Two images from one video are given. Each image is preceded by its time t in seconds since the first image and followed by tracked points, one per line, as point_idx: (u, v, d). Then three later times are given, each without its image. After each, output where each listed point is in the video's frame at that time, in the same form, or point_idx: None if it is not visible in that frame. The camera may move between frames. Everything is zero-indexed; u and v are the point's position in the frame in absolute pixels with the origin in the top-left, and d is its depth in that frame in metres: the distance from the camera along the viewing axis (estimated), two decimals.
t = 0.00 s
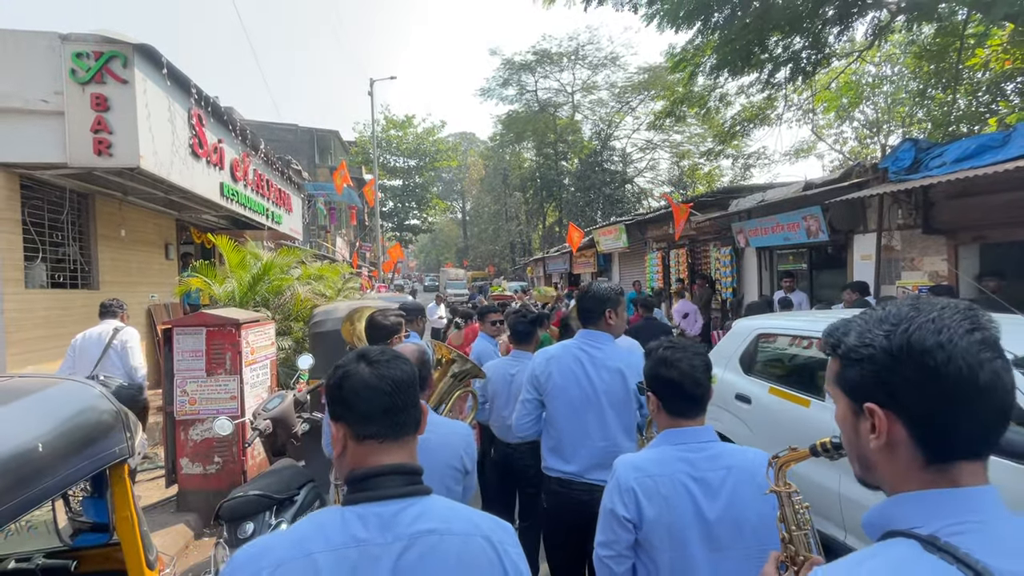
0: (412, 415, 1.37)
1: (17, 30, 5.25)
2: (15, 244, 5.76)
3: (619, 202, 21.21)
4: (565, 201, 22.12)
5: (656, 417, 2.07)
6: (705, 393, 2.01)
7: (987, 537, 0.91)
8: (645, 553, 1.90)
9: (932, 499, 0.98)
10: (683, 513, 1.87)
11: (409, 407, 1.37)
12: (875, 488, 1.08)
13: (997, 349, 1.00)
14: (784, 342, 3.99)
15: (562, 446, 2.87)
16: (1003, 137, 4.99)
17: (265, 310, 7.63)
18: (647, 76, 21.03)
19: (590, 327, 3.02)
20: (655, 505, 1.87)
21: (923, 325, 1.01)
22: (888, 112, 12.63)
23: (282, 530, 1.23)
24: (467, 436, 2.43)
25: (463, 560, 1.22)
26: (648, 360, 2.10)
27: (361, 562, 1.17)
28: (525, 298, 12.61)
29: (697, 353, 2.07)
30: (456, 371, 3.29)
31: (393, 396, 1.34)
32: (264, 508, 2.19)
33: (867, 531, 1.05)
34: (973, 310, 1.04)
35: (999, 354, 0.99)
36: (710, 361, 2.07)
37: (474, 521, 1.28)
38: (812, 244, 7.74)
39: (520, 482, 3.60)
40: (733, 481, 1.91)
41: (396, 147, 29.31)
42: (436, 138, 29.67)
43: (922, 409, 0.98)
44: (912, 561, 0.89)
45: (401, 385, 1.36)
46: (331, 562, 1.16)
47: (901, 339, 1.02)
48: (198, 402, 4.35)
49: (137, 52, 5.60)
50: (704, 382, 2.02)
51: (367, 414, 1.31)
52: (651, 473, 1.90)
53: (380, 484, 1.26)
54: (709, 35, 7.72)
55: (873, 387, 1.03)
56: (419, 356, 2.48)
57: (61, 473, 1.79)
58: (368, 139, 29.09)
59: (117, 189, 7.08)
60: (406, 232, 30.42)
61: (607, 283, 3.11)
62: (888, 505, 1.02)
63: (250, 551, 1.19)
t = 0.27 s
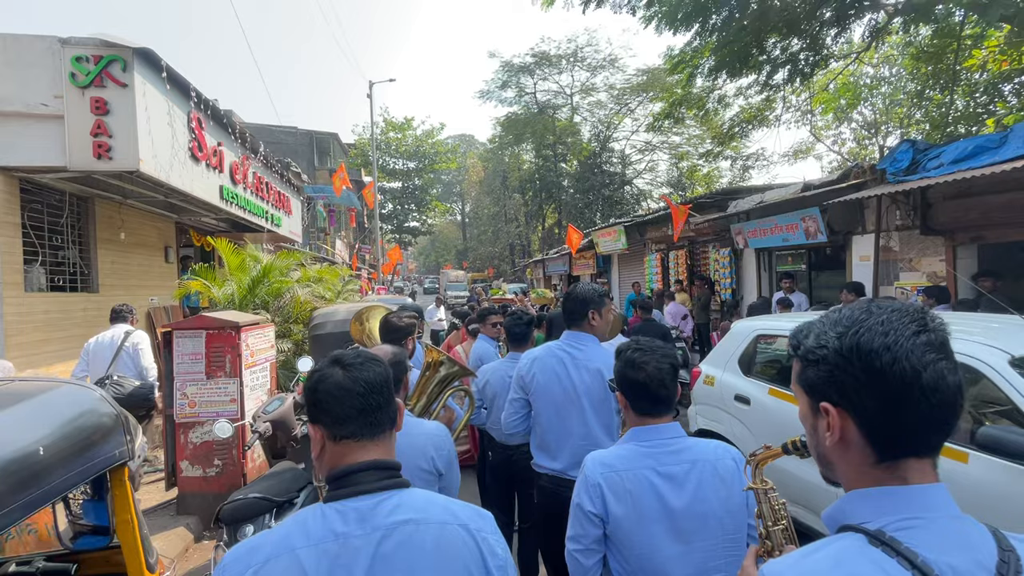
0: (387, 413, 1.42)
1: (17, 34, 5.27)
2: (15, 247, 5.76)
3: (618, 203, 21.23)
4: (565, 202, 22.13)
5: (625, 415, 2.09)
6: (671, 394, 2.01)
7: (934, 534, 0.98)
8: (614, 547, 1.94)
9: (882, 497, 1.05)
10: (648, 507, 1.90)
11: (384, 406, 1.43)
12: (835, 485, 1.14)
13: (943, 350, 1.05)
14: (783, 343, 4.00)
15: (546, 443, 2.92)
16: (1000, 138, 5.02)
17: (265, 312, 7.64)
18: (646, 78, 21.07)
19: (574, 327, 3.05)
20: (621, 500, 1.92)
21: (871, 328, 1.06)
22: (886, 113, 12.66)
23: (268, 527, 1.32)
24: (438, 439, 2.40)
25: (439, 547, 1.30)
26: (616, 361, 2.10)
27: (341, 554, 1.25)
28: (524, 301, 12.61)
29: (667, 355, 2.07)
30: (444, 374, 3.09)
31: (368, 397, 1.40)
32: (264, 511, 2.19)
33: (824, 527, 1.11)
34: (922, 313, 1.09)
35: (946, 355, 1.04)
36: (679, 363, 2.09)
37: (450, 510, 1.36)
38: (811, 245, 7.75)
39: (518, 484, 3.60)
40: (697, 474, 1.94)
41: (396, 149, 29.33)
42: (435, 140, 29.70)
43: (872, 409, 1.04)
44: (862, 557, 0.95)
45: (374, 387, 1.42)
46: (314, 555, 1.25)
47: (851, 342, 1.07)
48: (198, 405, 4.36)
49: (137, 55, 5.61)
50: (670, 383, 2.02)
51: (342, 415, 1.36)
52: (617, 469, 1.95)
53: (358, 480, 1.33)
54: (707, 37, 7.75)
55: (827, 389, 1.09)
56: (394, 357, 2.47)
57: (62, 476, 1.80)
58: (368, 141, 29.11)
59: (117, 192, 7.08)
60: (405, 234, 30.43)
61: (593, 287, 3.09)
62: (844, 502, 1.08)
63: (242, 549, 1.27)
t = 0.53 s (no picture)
0: (352, 412, 1.46)
1: (15, 36, 5.27)
2: (14, 250, 5.76)
3: (616, 205, 21.26)
4: (564, 204, 22.17)
5: (612, 415, 2.11)
6: (656, 392, 2.06)
7: (884, 529, 1.01)
8: (608, 543, 1.94)
9: (838, 495, 1.08)
10: (639, 501, 1.91)
11: (350, 405, 1.46)
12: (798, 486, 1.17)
13: (891, 354, 1.09)
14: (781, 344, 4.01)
15: (530, 443, 2.96)
16: (996, 139, 5.03)
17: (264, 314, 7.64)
18: (644, 80, 21.13)
19: (559, 329, 3.09)
20: (612, 496, 1.93)
21: (821, 334, 1.11)
22: (884, 115, 12.70)
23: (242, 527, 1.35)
24: (412, 441, 2.28)
25: (405, 535, 1.33)
26: (603, 362, 2.15)
27: (310, 547, 1.28)
28: (523, 302, 12.62)
29: (652, 355, 2.13)
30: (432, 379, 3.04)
31: (331, 398, 1.43)
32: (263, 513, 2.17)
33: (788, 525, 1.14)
34: (871, 320, 1.13)
35: (893, 358, 1.08)
36: (664, 364, 2.14)
37: (416, 500, 1.39)
38: (809, 247, 7.76)
39: (516, 486, 3.59)
40: (685, 467, 1.96)
41: (394, 151, 29.36)
42: (434, 142, 29.74)
43: (822, 411, 1.08)
44: (815, 556, 0.99)
45: (337, 387, 1.46)
46: (284, 550, 1.28)
47: (802, 347, 1.12)
48: (197, 407, 4.36)
49: (135, 58, 5.62)
50: (655, 383, 2.07)
51: (308, 416, 1.40)
52: (607, 466, 1.97)
53: (326, 477, 1.35)
54: (705, 40, 7.78)
55: (782, 393, 1.13)
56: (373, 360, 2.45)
57: (63, 478, 1.80)
58: (366, 143, 29.14)
59: (116, 194, 7.08)
60: (404, 236, 30.45)
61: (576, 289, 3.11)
62: (805, 500, 1.11)
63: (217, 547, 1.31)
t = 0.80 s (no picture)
0: (314, 403, 1.58)
1: (12, 37, 5.26)
2: (10, 251, 5.75)
3: (614, 207, 21.29)
4: (561, 206, 22.19)
5: (615, 410, 2.12)
6: (657, 387, 2.07)
7: (853, 519, 1.07)
8: (612, 536, 1.98)
9: (808, 485, 1.14)
10: (643, 495, 1.94)
11: (311, 396, 1.58)
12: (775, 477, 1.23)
13: (860, 352, 1.14)
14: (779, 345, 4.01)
15: (519, 441, 3.00)
16: (991, 141, 5.04)
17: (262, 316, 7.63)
18: (642, 82, 21.17)
19: (551, 330, 3.12)
20: (618, 489, 1.95)
21: (793, 333, 1.15)
22: (880, 117, 12.74)
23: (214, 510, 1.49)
24: (402, 441, 2.33)
25: (361, 515, 1.45)
26: (605, 359, 2.16)
27: (271, 525, 1.42)
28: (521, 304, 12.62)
29: (652, 352, 2.16)
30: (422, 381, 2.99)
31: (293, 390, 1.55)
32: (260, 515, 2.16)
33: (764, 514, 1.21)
34: (842, 319, 1.18)
35: (861, 356, 1.13)
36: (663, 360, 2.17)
37: (373, 483, 1.51)
38: (806, 248, 7.78)
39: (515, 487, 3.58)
40: (687, 461, 1.97)
41: (392, 153, 29.36)
42: (431, 144, 29.74)
43: (794, 406, 1.13)
44: (785, 542, 1.05)
45: (297, 381, 1.57)
46: (249, 528, 1.43)
47: (776, 346, 1.17)
48: (194, 409, 4.36)
49: (132, 59, 5.61)
50: (656, 378, 2.09)
51: (270, 408, 1.52)
52: (613, 460, 1.98)
53: (288, 462, 1.49)
54: (702, 42, 7.80)
55: (758, 389, 1.18)
56: (363, 362, 2.44)
57: (62, 480, 1.79)
58: (364, 144, 29.11)
59: (113, 195, 7.06)
60: (402, 238, 30.44)
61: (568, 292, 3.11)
62: (779, 491, 1.17)
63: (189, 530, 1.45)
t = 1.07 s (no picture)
0: (281, 392, 1.65)
1: (8, 36, 5.23)
2: (5, 251, 5.73)
3: (611, 207, 21.28)
4: (558, 206, 22.18)
5: (625, 404, 2.27)
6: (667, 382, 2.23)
7: (828, 501, 1.16)
8: (619, 520, 2.12)
9: (792, 470, 1.23)
10: (650, 482, 2.07)
11: (280, 386, 1.65)
12: (761, 465, 1.32)
13: (842, 352, 1.23)
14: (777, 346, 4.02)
15: (517, 442, 3.01)
16: (986, 143, 5.06)
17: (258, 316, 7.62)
18: (639, 83, 21.17)
19: (547, 330, 3.13)
20: (626, 476, 2.09)
21: (782, 335, 1.24)
22: (875, 118, 12.77)
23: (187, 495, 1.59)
24: (412, 440, 2.46)
25: (322, 494, 1.52)
26: (618, 355, 2.32)
27: (238, 504, 1.51)
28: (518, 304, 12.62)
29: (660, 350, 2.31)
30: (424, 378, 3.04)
31: (260, 381, 1.62)
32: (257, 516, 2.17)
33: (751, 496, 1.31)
34: (826, 321, 1.27)
35: (843, 356, 1.23)
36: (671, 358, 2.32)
37: (335, 464, 1.59)
38: (802, 249, 7.81)
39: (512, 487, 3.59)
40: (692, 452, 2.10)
41: (389, 153, 29.32)
42: (428, 144, 29.71)
43: (781, 402, 1.22)
44: (770, 521, 1.15)
45: (266, 372, 1.65)
46: (217, 508, 1.52)
47: (765, 346, 1.26)
48: (191, 409, 4.34)
49: (129, 58, 5.60)
50: (664, 372, 2.25)
51: (237, 398, 1.59)
52: (622, 449, 2.12)
53: (254, 446, 1.58)
54: (699, 43, 7.82)
55: (748, 385, 1.28)
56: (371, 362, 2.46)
57: (59, 480, 1.79)
58: (361, 144, 29.06)
59: (108, 195, 7.04)
60: (399, 238, 30.39)
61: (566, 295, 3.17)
62: (764, 476, 1.27)
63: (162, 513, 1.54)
